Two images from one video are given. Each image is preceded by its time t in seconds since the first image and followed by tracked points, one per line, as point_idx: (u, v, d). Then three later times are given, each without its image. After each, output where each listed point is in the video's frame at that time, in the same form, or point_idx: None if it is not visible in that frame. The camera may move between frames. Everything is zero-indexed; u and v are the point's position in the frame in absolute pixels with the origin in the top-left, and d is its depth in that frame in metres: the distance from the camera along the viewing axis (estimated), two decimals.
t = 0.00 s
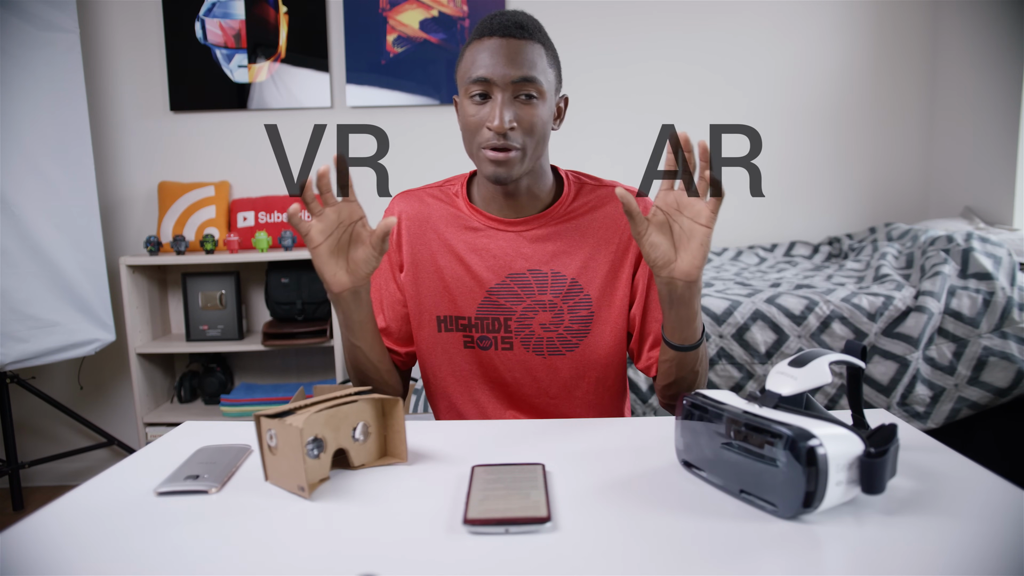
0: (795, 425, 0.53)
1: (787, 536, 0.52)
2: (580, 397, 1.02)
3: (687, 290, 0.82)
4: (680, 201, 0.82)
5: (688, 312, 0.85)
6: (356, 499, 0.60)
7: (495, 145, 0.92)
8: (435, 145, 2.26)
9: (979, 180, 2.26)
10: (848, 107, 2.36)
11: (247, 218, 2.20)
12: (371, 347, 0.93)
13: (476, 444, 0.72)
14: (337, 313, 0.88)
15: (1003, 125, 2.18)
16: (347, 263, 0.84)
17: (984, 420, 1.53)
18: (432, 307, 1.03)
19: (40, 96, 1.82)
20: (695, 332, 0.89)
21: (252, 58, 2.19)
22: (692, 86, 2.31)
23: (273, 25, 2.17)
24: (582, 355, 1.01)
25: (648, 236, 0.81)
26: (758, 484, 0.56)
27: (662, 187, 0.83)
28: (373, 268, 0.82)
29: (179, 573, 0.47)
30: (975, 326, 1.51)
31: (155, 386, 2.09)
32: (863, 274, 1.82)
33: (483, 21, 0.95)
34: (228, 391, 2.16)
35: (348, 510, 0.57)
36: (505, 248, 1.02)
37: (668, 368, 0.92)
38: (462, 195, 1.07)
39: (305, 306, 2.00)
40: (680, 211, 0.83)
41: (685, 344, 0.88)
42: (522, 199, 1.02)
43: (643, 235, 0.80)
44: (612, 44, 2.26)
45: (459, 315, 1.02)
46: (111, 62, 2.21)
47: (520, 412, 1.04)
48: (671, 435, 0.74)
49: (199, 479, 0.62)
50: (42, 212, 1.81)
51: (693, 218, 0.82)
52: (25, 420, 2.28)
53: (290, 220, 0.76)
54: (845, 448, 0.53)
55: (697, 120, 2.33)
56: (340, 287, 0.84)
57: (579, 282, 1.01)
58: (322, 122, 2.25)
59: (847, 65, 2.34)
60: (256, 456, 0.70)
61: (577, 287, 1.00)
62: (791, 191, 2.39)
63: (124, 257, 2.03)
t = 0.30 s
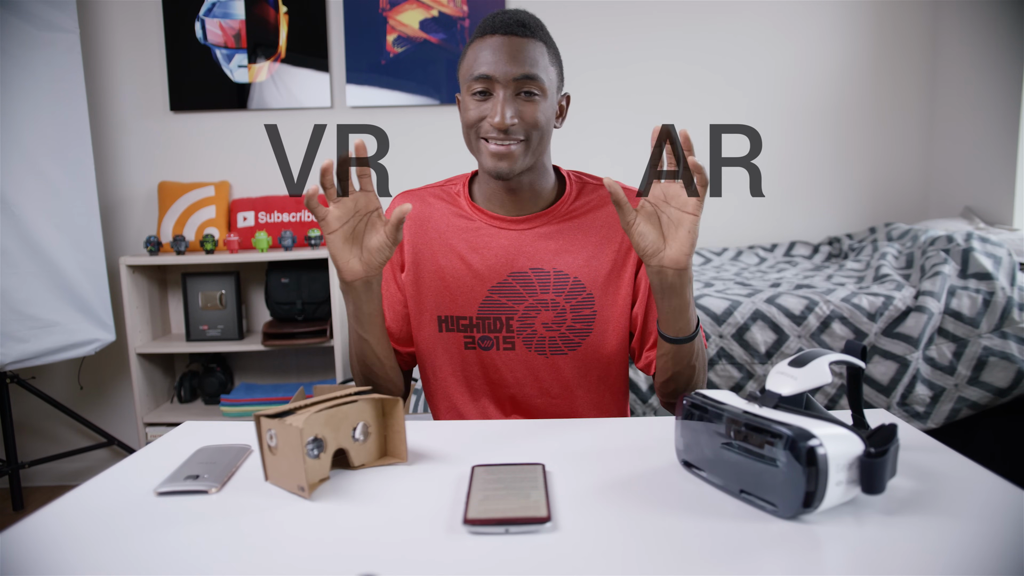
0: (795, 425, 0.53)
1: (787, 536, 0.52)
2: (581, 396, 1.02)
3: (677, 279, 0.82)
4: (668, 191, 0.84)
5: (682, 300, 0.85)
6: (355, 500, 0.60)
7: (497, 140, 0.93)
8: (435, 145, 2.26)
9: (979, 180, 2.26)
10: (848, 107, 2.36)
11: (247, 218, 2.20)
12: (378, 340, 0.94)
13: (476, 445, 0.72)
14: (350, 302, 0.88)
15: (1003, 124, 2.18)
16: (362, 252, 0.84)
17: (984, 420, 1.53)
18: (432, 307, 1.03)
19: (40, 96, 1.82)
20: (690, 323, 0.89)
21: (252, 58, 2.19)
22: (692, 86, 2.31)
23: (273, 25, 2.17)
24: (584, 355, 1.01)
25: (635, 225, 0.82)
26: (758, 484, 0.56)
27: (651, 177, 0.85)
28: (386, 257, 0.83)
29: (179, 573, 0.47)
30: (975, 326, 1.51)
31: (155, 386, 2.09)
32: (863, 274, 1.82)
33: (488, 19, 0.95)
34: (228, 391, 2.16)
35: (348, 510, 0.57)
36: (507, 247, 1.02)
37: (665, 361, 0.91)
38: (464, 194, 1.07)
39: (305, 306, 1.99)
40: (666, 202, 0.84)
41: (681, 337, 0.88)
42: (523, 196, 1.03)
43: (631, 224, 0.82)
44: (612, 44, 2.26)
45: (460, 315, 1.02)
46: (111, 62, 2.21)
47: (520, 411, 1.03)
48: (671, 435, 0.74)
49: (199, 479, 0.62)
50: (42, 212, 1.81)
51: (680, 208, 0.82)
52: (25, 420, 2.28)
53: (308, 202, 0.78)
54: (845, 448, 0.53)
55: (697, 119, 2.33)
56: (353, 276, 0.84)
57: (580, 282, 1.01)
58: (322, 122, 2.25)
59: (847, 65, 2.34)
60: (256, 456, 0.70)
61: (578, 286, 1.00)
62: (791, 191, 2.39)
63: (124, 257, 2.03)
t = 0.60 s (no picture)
0: (795, 425, 0.53)
1: (787, 535, 0.52)
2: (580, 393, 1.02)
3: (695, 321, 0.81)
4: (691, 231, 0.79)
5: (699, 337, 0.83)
6: (355, 499, 0.60)
7: (498, 141, 0.93)
8: (435, 145, 2.26)
9: (978, 181, 2.26)
10: (848, 106, 2.36)
11: (247, 218, 2.20)
12: (369, 364, 0.92)
13: (476, 444, 0.72)
14: (335, 335, 0.87)
15: (1002, 124, 2.18)
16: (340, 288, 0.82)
17: (984, 420, 1.53)
18: (432, 306, 1.03)
19: (39, 96, 1.82)
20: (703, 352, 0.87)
21: (252, 58, 2.19)
22: (692, 86, 2.31)
23: (273, 25, 2.17)
24: (583, 353, 1.01)
25: (655, 274, 0.78)
26: (758, 484, 0.56)
27: (673, 216, 0.79)
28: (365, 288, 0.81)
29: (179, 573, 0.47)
30: (975, 326, 1.51)
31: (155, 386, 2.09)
32: (863, 274, 1.82)
33: (486, 20, 0.95)
34: (228, 391, 2.16)
35: (348, 510, 0.57)
36: (506, 246, 1.02)
37: (670, 381, 0.92)
38: (464, 194, 1.07)
39: (305, 306, 2.00)
40: (689, 242, 0.79)
41: (689, 365, 0.87)
42: (524, 195, 1.03)
43: (650, 274, 0.78)
44: (612, 44, 2.26)
45: (460, 314, 1.02)
46: (111, 62, 2.21)
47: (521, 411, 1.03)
48: (671, 435, 0.74)
49: (198, 479, 0.62)
50: (42, 212, 1.81)
51: (704, 252, 0.77)
52: (25, 420, 2.28)
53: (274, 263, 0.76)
54: (845, 448, 0.53)
55: (697, 119, 2.33)
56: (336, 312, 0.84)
57: (580, 280, 1.00)
58: (322, 122, 2.25)
59: (847, 65, 2.34)
60: (255, 456, 0.70)
61: (578, 285, 1.00)
62: (791, 191, 2.39)
63: (124, 257, 2.03)
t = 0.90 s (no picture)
0: (795, 425, 0.53)
1: (787, 536, 0.52)
2: (580, 395, 1.02)
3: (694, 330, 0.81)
4: (706, 243, 0.78)
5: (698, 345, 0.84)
6: (355, 499, 0.60)
7: (499, 140, 0.92)
8: (435, 145, 2.26)
9: (979, 181, 2.26)
10: (848, 106, 2.36)
11: (247, 218, 2.20)
12: (369, 366, 0.92)
13: (476, 444, 0.72)
14: (333, 339, 0.87)
15: (1002, 124, 2.18)
16: (338, 293, 0.83)
17: (984, 420, 1.53)
18: (432, 307, 1.03)
19: (39, 96, 1.82)
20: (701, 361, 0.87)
21: (252, 58, 2.19)
22: (692, 86, 2.31)
23: (273, 25, 2.17)
24: (583, 354, 1.01)
25: (660, 280, 0.78)
26: (758, 484, 0.56)
27: (689, 224, 0.79)
28: (362, 294, 0.81)
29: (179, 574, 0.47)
30: (975, 326, 1.51)
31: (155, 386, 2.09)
32: (863, 274, 1.82)
33: (483, 20, 0.95)
34: (228, 391, 2.16)
35: (348, 510, 0.57)
36: (506, 247, 1.02)
37: (669, 383, 0.92)
38: (463, 195, 1.07)
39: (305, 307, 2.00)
40: (700, 253, 0.78)
41: (688, 370, 0.88)
42: (524, 195, 1.02)
43: (656, 277, 0.78)
44: (612, 44, 2.27)
45: (460, 315, 1.02)
46: (111, 62, 2.21)
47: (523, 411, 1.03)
48: (671, 435, 0.74)
49: (199, 479, 0.62)
50: (42, 212, 1.81)
51: (713, 265, 0.77)
52: (25, 420, 2.28)
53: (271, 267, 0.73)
54: (845, 448, 0.53)
55: (697, 119, 2.33)
56: (334, 317, 0.84)
57: (580, 281, 1.00)
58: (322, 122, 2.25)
59: (847, 65, 2.34)
60: (256, 456, 0.70)
61: (578, 286, 1.00)
62: (791, 191, 2.39)
63: (124, 257, 2.03)
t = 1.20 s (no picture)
0: (795, 425, 0.53)
1: (787, 536, 0.52)
2: (580, 397, 1.02)
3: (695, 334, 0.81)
4: (706, 247, 0.78)
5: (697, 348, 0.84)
6: (355, 499, 0.60)
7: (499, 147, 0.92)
8: (435, 145, 2.26)
9: (979, 180, 2.26)
10: (848, 106, 2.36)
11: (247, 218, 2.20)
12: (369, 371, 0.91)
13: (476, 444, 0.72)
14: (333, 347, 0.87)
15: (1002, 124, 2.18)
16: (338, 303, 0.83)
17: (984, 420, 1.53)
18: (432, 309, 1.03)
19: (39, 96, 1.82)
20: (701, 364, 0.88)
21: (252, 58, 2.19)
22: (692, 86, 2.31)
23: (273, 25, 2.16)
24: (584, 357, 1.01)
25: (660, 285, 0.77)
26: (758, 484, 0.56)
27: (688, 229, 0.79)
28: (364, 304, 0.82)
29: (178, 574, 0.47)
30: (975, 326, 1.51)
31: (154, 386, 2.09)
32: (863, 274, 1.82)
33: (482, 23, 0.95)
34: (228, 391, 2.16)
35: (348, 510, 0.57)
36: (506, 249, 1.02)
37: (670, 385, 0.92)
38: (463, 196, 1.07)
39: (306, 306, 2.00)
40: (700, 258, 0.79)
41: (688, 373, 0.88)
42: (524, 199, 1.02)
43: (657, 281, 0.77)
44: (612, 44, 2.27)
45: (460, 317, 1.02)
46: (111, 62, 2.21)
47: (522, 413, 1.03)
48: (671, 436, 0.74)
49: (199, 479, 0.62)
50: (42, 212, 1.81)
51: (713, 269, 0.78)
52: (25, 420, 2.28)
53: (271, 280, 0.72)
54: (845, 448, 0.53)
55: (697, 119, 2.33)
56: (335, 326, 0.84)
57: (580, 284, 1.01)
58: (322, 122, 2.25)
59: (847, 65, 2.34)
60: (256, 456, 0.70)
61: (578, 288, 1.00)
62: (791, 191, 2.39)
63: (124, 257, 2.03)
